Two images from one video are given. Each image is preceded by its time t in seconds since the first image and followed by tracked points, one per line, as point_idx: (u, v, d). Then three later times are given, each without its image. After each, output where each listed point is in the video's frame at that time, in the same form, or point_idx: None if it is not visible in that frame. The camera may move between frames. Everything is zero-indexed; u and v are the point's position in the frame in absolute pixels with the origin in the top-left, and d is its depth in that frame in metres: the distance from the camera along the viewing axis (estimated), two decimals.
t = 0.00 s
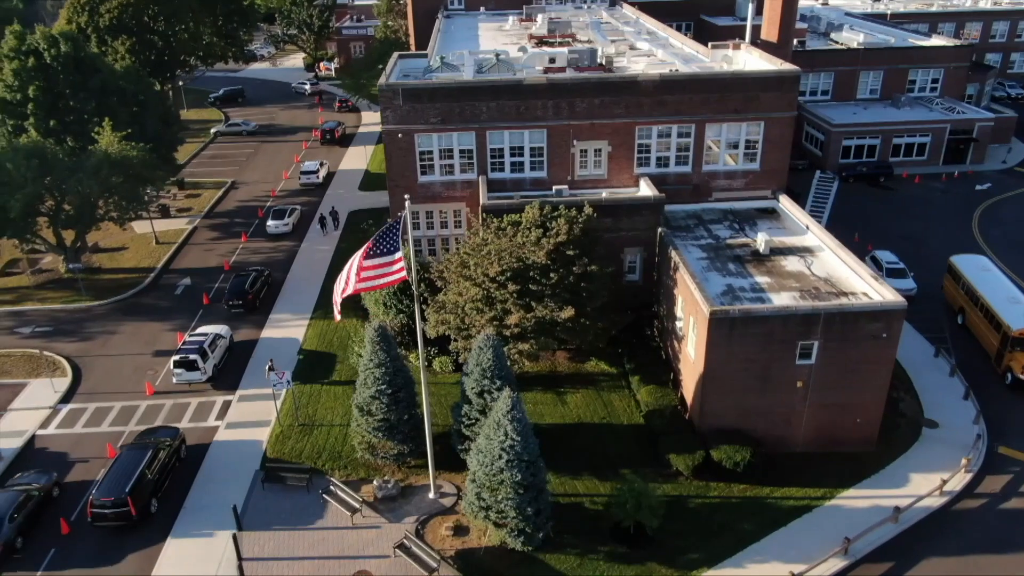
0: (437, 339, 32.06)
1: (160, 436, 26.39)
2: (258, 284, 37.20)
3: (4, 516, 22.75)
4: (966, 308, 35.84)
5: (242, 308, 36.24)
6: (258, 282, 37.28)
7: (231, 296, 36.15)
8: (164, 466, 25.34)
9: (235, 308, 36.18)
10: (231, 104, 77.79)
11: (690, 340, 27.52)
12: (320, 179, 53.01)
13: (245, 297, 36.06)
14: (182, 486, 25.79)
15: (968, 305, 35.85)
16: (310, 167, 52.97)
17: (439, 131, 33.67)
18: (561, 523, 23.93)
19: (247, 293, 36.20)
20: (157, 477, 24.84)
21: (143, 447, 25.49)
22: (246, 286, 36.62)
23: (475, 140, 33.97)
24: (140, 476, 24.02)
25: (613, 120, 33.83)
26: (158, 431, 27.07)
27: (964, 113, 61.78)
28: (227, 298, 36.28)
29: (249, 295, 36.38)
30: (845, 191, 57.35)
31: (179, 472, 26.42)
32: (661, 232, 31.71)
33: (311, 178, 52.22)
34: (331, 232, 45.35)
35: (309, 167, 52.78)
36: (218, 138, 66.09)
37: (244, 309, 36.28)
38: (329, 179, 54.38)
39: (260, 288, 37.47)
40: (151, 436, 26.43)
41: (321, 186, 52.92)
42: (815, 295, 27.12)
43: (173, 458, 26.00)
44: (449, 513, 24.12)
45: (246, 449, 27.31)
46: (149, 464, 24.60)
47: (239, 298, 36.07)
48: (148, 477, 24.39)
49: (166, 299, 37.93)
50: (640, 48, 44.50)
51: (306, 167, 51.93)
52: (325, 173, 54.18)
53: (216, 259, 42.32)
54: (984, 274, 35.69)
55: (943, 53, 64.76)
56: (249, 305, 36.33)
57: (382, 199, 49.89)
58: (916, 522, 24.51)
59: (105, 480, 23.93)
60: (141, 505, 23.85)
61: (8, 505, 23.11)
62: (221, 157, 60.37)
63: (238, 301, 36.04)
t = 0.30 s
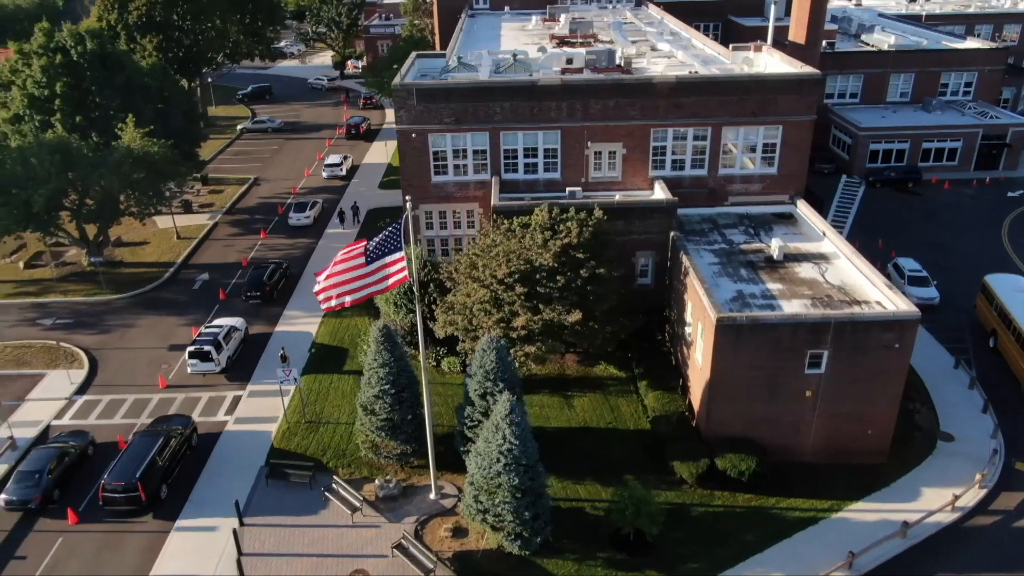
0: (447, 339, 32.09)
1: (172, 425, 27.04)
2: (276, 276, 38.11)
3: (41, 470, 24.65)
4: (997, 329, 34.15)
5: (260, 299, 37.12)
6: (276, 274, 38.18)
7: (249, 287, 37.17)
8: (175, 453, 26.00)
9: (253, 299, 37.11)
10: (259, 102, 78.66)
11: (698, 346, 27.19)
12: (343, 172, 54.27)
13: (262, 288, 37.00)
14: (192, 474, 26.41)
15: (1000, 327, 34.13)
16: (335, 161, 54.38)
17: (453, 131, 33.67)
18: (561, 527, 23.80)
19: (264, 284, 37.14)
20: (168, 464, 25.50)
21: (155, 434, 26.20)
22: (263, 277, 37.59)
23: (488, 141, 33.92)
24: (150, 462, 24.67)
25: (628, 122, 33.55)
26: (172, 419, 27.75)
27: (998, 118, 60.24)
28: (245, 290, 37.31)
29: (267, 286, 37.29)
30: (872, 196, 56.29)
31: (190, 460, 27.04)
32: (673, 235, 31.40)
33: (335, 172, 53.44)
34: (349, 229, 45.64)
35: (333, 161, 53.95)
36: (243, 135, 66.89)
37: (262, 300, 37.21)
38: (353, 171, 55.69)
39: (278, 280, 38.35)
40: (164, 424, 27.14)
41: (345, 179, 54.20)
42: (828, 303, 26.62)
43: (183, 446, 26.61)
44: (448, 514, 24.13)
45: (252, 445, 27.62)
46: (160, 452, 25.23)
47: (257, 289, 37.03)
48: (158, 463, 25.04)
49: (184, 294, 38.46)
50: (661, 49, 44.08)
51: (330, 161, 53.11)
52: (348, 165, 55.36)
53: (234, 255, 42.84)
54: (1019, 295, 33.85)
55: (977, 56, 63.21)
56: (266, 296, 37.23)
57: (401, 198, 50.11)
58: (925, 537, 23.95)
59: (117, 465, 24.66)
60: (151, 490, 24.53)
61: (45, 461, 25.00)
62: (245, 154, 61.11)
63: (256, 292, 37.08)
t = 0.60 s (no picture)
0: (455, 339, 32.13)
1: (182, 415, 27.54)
2: (292, 268, 39.02)
3: (76, 432, 26.49)
4: None
5: (276, 291, 38.05)
6: (292, 267, 39.09)
7: (265, 279, 38.09)
8: (184, 443, 26.49)
9: (270, 291, 38.02)
10: (284, 99, 79.39)
11: (704, 352, 26.90)
12: (365, 165, 56.02)
13: (279, 280, 37.91)
14: (200, 464, 26.88)
15: None
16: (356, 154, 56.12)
17: (465, 131, 33.68)
18: (559, 531, 23.71)
19: (281, 276, 38.05)
20: (177, 453, 25.98)
21: (167, 422, 26.73)
22: (279, 269, 38.52)
23: (500, 142, 33.88)
24: (159, 451, 25.15)
25: (641, 124, 33.30)
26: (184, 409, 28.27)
27: None
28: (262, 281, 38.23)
29: (283, 278, 38.21)
30: (896, 201, 55.31)
31: (199, 450, 27.54)
32: (684, 239, 31.12)
33: (358, 164, 55.22)
34: (364, 228, 45.88)
35: (356, 155, 55.81)
36: (266, 132, 67.58)
37: (278, 291, 38.14)
38: (375, 165, 57.41)
39: (294, 272, 39.26)
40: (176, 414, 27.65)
41: (367, 172, 55.90)
42: (837, 310, 26.18)
43: (193, 436, 27.08)
44: (448, 515, 24.15)
45: (258, 440, 27.89)
46: (170, 441, 25.70)
47: (273, 281, 37.93)
48: (168, 452, 25.53)
49: (199, 289, 38.96)
50: (680, 50, 43.69)
51: (353, 154, 55.01)
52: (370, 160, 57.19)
53: (251, 251, 43.31)
54: None
55: (1009, 59, 61.73)
56: (283, 288, 38.18)
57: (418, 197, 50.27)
58: (932, 551, 23.44)
59: (128, 453, 25.18)
60: (160, 477, 25.01)
61: (79, 425, 26.84)
62: (267, 151, 61.75)
63: (273, 284, 37.98)
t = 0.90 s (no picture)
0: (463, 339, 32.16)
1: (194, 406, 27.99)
2: (310, 260, 39.76)
3: (110, 399, 28.46)
4: None
5: (295, 281, 38.89)
6: (311, 258, 39.82)
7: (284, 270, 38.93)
8: (194, 432, 26.95)
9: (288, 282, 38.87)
10: (308, 97, 80.06)
11: (711, 357, 26.60)
12: (388, 159, 57.18)
13: (297, 271, 38.71)
14: (209, 454, 27.32)
15: None
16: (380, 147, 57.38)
17: (478, 131, 33.67)
18: (558, 534, 23.61)
19: (299, 267, 38.83)
20: (187, 442, 26.45)
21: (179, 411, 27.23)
22: (298, 260, 39.30)
23: (513, 142, 33.82)
24: (169, 439, 25.64)
25: (654, 126, 33.00)
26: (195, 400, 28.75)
27: None
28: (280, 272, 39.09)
29: (302, 269, 38.98)
30: (922, 207, 54.21)
31: (209, 440, 28.00)
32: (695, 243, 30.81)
33: (380, 158, 56.36)
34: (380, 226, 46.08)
35: (379, 148, 56.99)
36: (290, 129, 68.21)
37: (296, 282, 38.95)
38: (398, 159, 58.41)
39: (313, 264, 39.98)
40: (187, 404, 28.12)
41: (389, 166, 56.99)
42: (848, 318, 25.73)
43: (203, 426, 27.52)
44: (447, 515, 24.18)
45: (265, 435, 28.15)
46: (180, 430, 26.19)
47: (292, 272, 38.73)
48: (178, 441, 26.01)
49: (215, 284, 39.45)
50: (699, 51, 43.24)
51: (376, 148, 56.19)
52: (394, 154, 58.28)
53: (268, 247, 43.76)
54: None
55: None
56: (301, 279, 38.96)
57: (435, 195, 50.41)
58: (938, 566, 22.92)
59: (139, 440, 25.69)
60: (170, 465, 25.50)
61: (114, 392, 28.80)
62: (289, 148, 62.34)
63: (291, 275, 38.71)
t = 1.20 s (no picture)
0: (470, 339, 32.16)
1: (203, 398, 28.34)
2: (328, 252, 40.41)
3: (142, 370, 30.11)
4: None
5: (312, 273, 39.64)
6: (328, 250, 40.43)
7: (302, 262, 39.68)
8: (203, 424, 27.28)
9: (306, 273, 39.65)
10: (331, 95, 80.63)
11: (716, 362, 26.29)
12: (408, 154, 57.96)
13: (314, 263, 39.42)
14: (217, 446, 27.64)
15: None
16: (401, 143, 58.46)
17: (489, 131, 33.64)
18: (557, 537, 23.51)
19: (316, 260, 39.49)
20: (195, 433, 26.79)
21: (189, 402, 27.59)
22: (315, 252, 39.98)
23: (524, 143, 33.75)
24: (178, 430, 25.99)
25: (666, 128, 32.71)
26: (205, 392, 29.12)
27: None
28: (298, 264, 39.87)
29: (318, 262, 39.65)
30: (946, 212, 53.17)
31: (218, 432, 28.33)
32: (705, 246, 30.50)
33: (401, 154, 57.36)
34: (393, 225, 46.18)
35: (400, 144, 57.94)
36: (311, 127, 68.75)
37: (313, 274, 39.68)
38: (417, 156, 59.00)
39: (330, 256, 40.62)
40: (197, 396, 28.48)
41: (410, 160, 57.92)
42: (857, 326, 25.28)
43: (212, 417, 27.86)
44: (446, 516, 24.17)
45: (270, 431, 28.36)
46: (188, 421, 26.52)
47: (309, 264, 39.46)
48: (187, 431, 26.36)
49: (230, 281, 39.85)
50: (717, 52, 42.77)
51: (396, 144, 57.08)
52: (414, 149, 58.99)
53: (283, 244, 44.13)
54: None
55: None
56: (317, 270, 39.66)
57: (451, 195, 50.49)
58: None
59: (149, 430, 26.07)
60: (177, 456, 25.85)
61: (145, 364, 30.43)
62: (309, 146, 62.82)
63: (308, 268, 39.45)
